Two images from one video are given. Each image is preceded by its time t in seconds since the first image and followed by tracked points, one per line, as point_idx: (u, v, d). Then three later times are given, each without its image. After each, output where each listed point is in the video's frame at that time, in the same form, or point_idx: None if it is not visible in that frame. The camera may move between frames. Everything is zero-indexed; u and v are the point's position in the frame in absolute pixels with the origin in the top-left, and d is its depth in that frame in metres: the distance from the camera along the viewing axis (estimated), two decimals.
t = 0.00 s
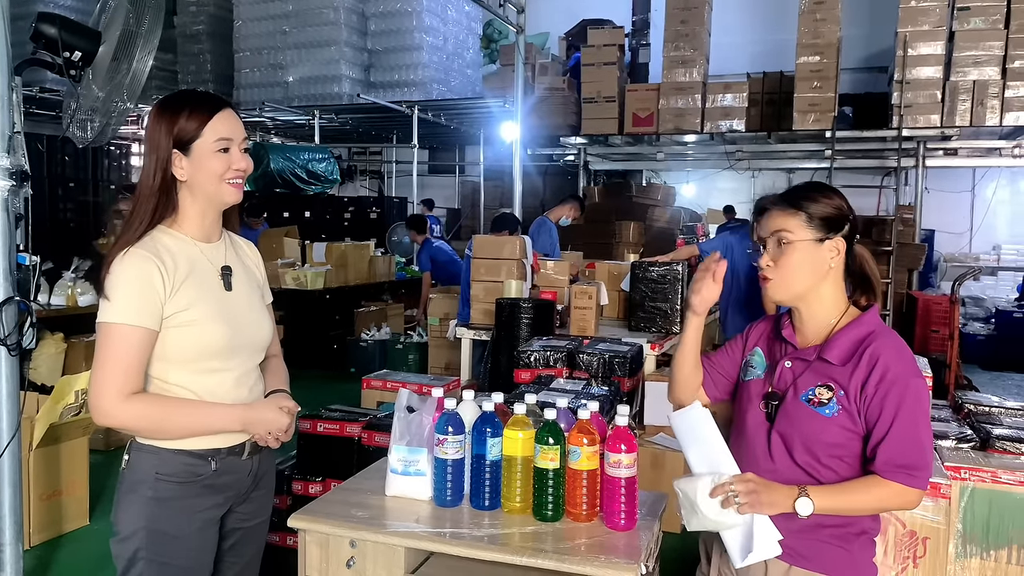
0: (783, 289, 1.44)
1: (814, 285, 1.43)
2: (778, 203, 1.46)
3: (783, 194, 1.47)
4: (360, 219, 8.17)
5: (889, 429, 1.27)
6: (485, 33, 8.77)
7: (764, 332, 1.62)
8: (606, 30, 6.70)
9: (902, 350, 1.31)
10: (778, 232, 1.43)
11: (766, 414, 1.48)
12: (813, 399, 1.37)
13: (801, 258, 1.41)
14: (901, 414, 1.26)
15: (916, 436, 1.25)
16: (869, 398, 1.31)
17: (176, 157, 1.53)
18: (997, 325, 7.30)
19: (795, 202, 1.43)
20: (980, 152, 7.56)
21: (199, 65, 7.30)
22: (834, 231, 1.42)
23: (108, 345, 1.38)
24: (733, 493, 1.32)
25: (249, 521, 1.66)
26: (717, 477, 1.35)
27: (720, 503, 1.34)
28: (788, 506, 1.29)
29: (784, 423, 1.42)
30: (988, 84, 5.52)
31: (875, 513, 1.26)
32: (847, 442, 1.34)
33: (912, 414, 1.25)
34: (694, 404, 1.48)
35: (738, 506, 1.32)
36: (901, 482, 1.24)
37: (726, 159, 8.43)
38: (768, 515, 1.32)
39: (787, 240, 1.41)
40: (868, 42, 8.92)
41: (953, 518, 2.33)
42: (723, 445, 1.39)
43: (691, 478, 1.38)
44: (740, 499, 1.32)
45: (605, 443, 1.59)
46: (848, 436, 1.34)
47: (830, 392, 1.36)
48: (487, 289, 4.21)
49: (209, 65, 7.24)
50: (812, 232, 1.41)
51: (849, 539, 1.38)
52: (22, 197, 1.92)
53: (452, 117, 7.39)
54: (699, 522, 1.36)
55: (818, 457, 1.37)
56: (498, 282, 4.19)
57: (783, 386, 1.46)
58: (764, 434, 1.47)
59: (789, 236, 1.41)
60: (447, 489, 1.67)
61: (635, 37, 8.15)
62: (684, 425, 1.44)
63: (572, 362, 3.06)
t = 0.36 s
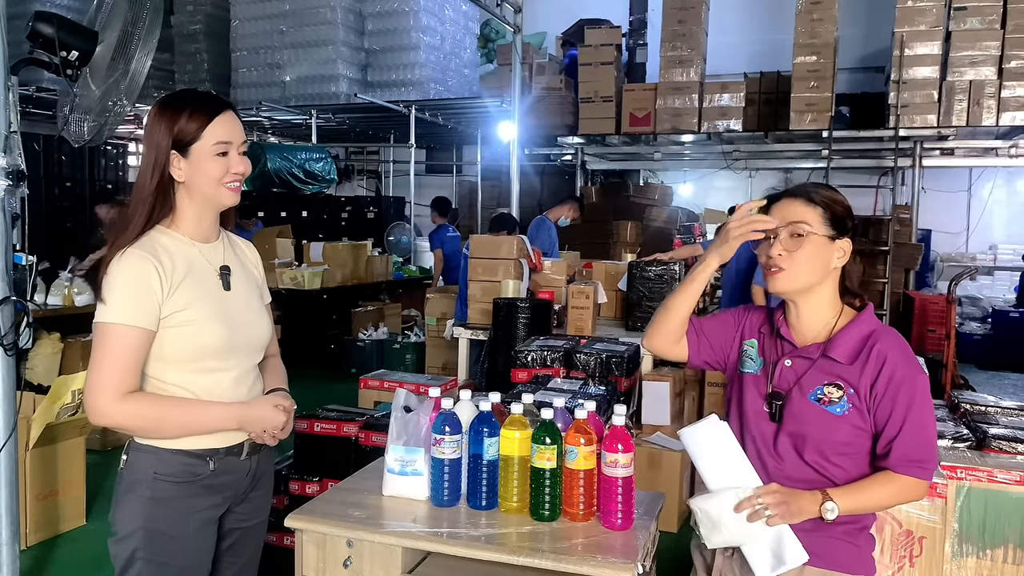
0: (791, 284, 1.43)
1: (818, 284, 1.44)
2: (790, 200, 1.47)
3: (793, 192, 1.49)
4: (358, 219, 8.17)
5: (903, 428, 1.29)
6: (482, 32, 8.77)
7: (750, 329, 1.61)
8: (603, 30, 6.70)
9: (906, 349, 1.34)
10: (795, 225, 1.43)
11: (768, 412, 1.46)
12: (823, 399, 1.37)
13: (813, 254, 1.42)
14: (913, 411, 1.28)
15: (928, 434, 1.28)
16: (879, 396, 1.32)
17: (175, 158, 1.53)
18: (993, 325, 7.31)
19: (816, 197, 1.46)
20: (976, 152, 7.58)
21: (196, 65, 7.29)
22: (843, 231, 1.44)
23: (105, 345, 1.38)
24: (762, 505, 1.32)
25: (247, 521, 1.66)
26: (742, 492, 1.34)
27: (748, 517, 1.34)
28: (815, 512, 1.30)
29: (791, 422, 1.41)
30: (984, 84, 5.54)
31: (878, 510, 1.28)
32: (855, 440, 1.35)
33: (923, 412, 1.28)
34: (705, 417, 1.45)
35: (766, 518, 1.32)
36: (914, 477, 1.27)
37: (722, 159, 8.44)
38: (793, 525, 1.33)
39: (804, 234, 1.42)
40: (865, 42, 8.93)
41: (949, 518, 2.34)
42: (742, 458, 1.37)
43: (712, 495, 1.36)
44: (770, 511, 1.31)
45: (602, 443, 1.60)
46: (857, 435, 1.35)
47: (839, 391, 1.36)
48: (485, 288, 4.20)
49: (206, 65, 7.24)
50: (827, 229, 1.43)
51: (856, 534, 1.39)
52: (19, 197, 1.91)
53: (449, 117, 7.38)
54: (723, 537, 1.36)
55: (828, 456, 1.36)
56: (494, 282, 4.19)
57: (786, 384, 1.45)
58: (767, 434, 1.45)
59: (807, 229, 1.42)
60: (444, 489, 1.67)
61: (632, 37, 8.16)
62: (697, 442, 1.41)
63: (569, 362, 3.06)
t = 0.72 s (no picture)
0: (794, 288, 1.43)
1: (821, 286, 1.44)
2: (789, 203, 1.47)
3: (791, 194, 1.49)
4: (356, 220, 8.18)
5: (910, 426, 1.31)
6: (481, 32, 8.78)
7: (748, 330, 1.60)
8: (602, 30, 6.70)
9: (909, 349, 1.37)
10: (797, 229, 1.43)
11: (773, 413, 1.46)
12: (831, 398, 1.38)
13: (817, 257, 1.42)
14: (921, 409, 1.30)
15: (935, 430, 1.31)
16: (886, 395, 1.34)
17: (176, 159, 1.53)
18: (991, 325, 7.32)
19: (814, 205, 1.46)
20: (975, 152, 7.59)
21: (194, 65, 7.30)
22: (842, 234, 1.46)
23: (107, 344, 1.38)
24: (783, 507, 1.31)
25: (247, 522, 1.66)
26: (761, 495, 1.32)
27: (767, 520, 1.32)
28: (832, 512, 1.31)
29: (799, 421, 1.41)
30: (982, 84, 5.54)
31: (880, 509, 1.31)
32: (862, 438, 1.37)
33: (930, 408, 1.31)
34: (714, 420, 1.41)
35: (787, 520, 1.31)
36: (922, 473, 1.30)
37: (721, 159, 8.45)
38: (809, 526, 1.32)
39: (805, 239, 1.42)
40: (863, 42, 8.94)
41: (947, 518, 2.35)
42: (757, 460, 1.36)
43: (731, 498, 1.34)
44: (791, 512, 1.30)
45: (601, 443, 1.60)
46: (864, 434, 1.37)
47: (847, 390, 1.37)
48: (483, 288, 4.21)
49: (204, 65, 7.23)
50: (827, 232, 1.44)
51: (865, 530, 1.40)
52: (17, 198, 1.91)
53: (448, 117, 7.37)
54: (740, 541, 1.33)
55: (837, 455, 1.37)
56: (493, 282, 4.20)
57: (791, 385, 1.45)
58: (773, 434, 1.45)
59: (809, 233, 1.43)
60: (443, 490, 1.67)
61: (631, 37, 8.15)
62: (711, 446, 1.37)
63: (568, 362, 3.06)
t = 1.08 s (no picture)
0: (792, 287, 1.43)
1: (818, 284, 1.44)
2: (785, 202, 1.48)
3: (786, 195, 1.49)
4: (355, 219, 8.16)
5: (908, 424, 1.31)
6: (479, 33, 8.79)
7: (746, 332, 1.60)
8: (601, 30, 6.70)
9: (907, 347, 1.36)
10: (793, 228, 1.44)
11: (772, 414, 1.46)
12: (828, 397, 1.38)
13: (813, 256, 1.42)
14: (919, 405, 1.30)
15: (934, 427, 1.30)
16: (884, 393, 1.34)
17: (180, 160, 1.53)
18: (989, 325, 7.33)
19: (813, 202, 1.46)
20: (973, 152, 7.60)
21: (193, 65, 7.30)
22: (839, 232, 1.45)
23: (109, 343, 1.38)
24: (780, 509, 1.32)
25: (248, 522, 1.66)
26: (758, 498, 1.33)
27: (765, 523, 1.33)
28: (830, 513, 1.31)
29: (797, 421, 1.41)
30: (981, 84, 5.54)
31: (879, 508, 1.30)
32: (860, 437, 1.37)
33: (930, 406, 1.31)
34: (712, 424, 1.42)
35: (784, 522, 1.31)
36: (921, 471, 1.29)
37: (719, 159, 8.46)
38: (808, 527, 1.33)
39: (802, 236, 1.43)
40: (862, 42, 8.94)
41: (946, 517, 2.35)
42: (754, 465, 1.36)
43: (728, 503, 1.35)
44: (788, 514, 1.31)
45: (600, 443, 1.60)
46: (863, 432, 1.36)
47: (844, 389, 1.37)
48: (481, 288, 4.21)
49: (203, 64, 7.23)
50: (824, 231, 1.44)
51: (865, 530, 1.40)
52: (15, 198, 1.90)
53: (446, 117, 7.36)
54: (740, 545, 1.35)
55: (835, 454, 1.37)
56: (492, 282, 4.20)
57: (789, 385, 1.45)
58: (771, 434, 1.45)
59: (805, 232, 1.43)
60: (442, 490, 1.67)
61: (630, 37, 8.13)
62: (707, 451, 1.38)
63: (567, 362, 3.07)
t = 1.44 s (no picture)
0: (785, 291, 1.44)
1: (815, 286, 1.45)
2: (777, 205, 1.48)
3: (779, 197, 1.49)
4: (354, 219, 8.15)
5: (902, 427, 1.29)
6: (478, 33, 8.79)
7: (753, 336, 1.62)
8: (600, 30, 6.70)
9: (907, 349, 1.34)
10: (779, 232, 1.44)
11: (770, 414, 1.47)
12: (823, 398, 1.38)
13: (802, 259, 1.42)
14: (915, 408, 1.28)
15: (930, 430, 1.28)
16: (880, 395, 1.33)
17: (182, 160, 1.52)
18: (989, 325, 7.32)
19: (801, 204, 1.45)
20: (972, 152, 7.61)
21: (192, 65, 7.29)
22: (833, 232, 1.44)
23: (109, 345, 1.38)
24: (767, 514, 1.30)
25: (248, 522, 1.66)
26: (747, 503, 1.34)
27: (755, 527, 1.33)
28: (821, 519, 1.28)
29: (793, 422, 1.42)
30: (980, 84, 5.54)
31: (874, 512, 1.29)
32: (857, 439, 1.36)
33: (926, 408, 1.29)
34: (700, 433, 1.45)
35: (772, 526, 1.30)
36: (916, 475, 1.27)
37: (718, 159, 8.46)
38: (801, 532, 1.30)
39: (789, 241, 1.43)
40: (861, 42, 8.95)
41: (945, 517, 2.35)
42: (740, 470, 1.39)
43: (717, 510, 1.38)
44: (776, 519, 1.29)
45: (599, 444, 1.60)
46: (859, 434, 1.36)
47: (839, 390, 1.37)
48: (480, 289, 4.21)
49: (202, 64, 7.23)
50: (813, 232, 1.43)
51: (862, 533, 1.40)
52: (14, 198, 1.90)
53: (445, 116, 7.35)
54: (733, 552, 1.37)
55: (830, 456, 1.37)
56: (491, 282, 4.20)
57: (788, 386, 1.46)
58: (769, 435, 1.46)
59: (791, 235, 1.43)
60: (441, 490, 1.67)
61: (629, 37, 8.13)
62: (694, 459, 1.42)
63: (566, 363, 3.06)
